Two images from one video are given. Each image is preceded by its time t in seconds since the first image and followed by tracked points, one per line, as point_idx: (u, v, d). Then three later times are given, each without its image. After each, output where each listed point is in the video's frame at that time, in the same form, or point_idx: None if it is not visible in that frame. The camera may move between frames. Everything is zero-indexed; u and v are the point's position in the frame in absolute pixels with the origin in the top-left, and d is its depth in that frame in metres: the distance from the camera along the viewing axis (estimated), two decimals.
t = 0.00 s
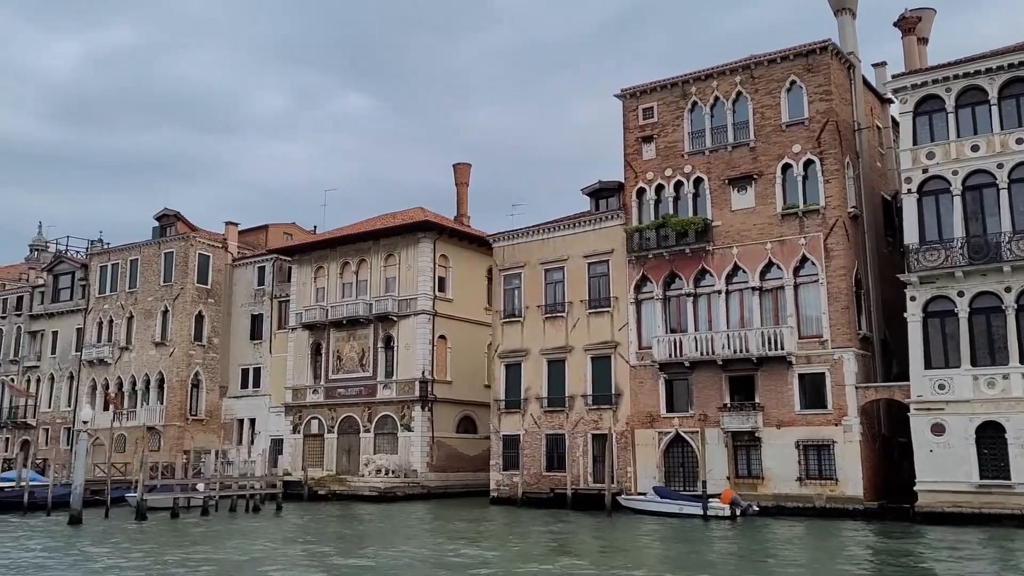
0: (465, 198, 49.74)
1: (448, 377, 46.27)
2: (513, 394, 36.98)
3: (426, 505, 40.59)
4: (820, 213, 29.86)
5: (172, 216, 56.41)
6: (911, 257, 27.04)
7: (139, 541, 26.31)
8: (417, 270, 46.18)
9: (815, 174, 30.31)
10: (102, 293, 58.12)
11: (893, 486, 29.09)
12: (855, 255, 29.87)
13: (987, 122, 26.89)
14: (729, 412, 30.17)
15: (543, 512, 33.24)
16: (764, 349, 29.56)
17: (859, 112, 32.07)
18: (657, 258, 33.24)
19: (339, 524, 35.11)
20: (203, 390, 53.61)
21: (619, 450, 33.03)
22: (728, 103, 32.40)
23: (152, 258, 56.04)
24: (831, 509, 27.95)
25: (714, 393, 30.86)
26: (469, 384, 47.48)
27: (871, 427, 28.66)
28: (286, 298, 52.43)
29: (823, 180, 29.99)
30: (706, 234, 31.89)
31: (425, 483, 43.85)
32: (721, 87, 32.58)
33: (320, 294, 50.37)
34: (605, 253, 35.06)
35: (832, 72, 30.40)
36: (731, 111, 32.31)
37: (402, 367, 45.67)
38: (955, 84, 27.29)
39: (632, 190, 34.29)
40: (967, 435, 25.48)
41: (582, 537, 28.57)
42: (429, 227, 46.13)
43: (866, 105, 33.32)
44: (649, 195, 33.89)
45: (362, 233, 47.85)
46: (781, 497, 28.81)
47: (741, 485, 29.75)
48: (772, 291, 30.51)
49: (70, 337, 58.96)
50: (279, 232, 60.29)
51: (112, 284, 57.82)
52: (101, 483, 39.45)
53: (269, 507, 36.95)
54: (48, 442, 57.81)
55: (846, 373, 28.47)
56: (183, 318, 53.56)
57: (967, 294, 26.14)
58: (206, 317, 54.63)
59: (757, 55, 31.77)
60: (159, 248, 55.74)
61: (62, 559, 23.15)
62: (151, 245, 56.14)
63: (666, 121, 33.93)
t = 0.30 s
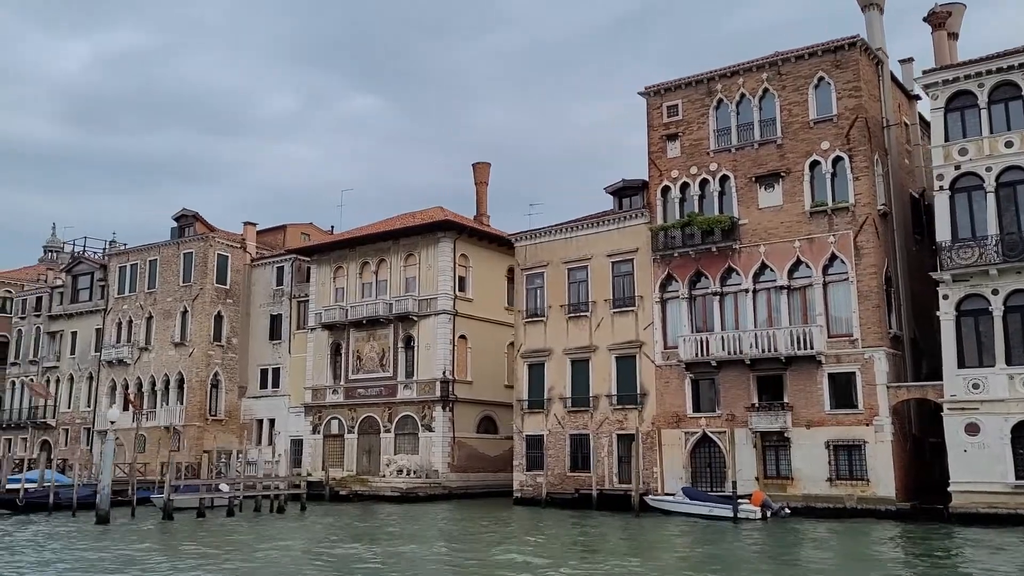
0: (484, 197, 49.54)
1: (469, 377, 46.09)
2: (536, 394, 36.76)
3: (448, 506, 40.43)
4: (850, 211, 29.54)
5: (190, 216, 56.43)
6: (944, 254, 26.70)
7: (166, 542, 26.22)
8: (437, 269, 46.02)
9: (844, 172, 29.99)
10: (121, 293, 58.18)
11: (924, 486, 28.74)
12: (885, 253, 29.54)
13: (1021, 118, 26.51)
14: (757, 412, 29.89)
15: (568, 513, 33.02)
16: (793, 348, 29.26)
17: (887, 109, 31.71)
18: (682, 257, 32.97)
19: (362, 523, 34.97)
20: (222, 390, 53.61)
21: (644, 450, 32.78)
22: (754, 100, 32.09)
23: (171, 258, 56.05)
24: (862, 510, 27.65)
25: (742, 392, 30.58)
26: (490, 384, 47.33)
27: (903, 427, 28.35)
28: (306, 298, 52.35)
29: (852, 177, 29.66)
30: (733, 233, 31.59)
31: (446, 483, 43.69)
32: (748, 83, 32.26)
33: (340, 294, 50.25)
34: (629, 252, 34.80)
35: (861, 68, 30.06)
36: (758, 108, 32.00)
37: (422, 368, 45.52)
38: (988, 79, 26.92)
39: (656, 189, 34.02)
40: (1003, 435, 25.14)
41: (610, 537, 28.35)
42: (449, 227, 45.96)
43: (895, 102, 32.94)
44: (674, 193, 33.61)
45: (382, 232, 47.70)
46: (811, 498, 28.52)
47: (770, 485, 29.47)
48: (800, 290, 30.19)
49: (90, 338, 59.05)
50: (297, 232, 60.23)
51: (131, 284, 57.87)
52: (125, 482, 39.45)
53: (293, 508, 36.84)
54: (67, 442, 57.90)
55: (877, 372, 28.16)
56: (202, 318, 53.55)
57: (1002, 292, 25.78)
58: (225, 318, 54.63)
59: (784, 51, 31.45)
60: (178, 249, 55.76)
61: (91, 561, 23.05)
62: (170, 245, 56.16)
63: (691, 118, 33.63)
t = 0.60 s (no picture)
0: (504, 194, 49.33)
1: (488, 374, 45.90)
2: (559, 392, 36.53)
3: (468, 504, 40.24)
4: (880, 207, 29.20)
5: (208, 213, 56.42)
6: (977, 251, 26.37)
7: (192, 538, 26.11)
8: (457, 266, 45.85)
9: (873, 167, 29.65)
10: (140, 290, 58.22)
11: (955, 485, 28.39)
12: (915, 250, 29.19)
13: None
14: (785, 410, 29.60)
15: (591, 510, 32.81)
16: (822, 346, 28.95)
17: (917, 103, 31.34)
18: (708, 253, 32.69)
19: (385, 520, 34.83)
20: (241, 387, 53.59)
21: (670, 448, 32.53)
22: (781, 95, 31.76)
23: (190, 255, 56.06)
24: (893, 510, 27.35)
25: (769, 390, 30.28)
26: (510, 381, 47.17)
27: (934, 426, 28.01)
28: (324, 295, 52.24)
29: (882, 173, 29.32)
30: (760, 229, 31.29)
31: (466, 481, 43.55)
32: (775, 78, 31.95)
33: (358, 291, 50.11)
34: (654, 249, 34.52)
35: (891, 62, 29.70)
36: (785, 103, 31.68)
37: (442, 365, 45.36)
38: (1022, 74, 26.52)
39: (681, 185, 33.73)
40: None
41: (636, 534, 28.14)
42: (469, 224, 45.77)
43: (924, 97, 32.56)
44: (699, 189, 33.32)
45: (401, 229, 47.56)
46: (840, 497, 28.23)
47: (798, 484, 29.18)
48: (829, 286, 29.87)
49: (108, 334, 59.13)
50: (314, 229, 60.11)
51: (150, 281, 57.91)
52: (146, 478, 39.42)
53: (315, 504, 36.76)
54: (86, 438, 58.01)
55: (907, 370, 27.83)
56: (221, 315, 53.52)
57: None
58: (244, 314, 54.59)
59: (812, 45, 31.12)
60: (197, 245, 55.75)
61: (118, 557, 22.94)
62: (188, 242, 56.17)
63: (717, 114, 33.31)
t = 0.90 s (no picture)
0: (526, 182, 49.06)
1: (511, 363, 45.75)
2: (584, 381, 36.29)
3: (492, 493, 40.13)
4: (914, 194, 28.80)
5: (228, 203, 56.40)
6: (1014, 239, 25.97)
7: (222, 527, 26.05)
8: (479, 255, 45.65)
9: (907, 154, 29.24)
10: (161, 279, 58.28)
11: (988, 475, 28.07)
12: (949, 238, 28.79)
13: None
14: (816, 400, 29.30)
15: (618, 500, 32.65)
16: (854, 335, 28.62)
17: (951, 89, 30.86)
18: (737, 242, 32.35)
19: (411, 508, 34.75)
20: (263, 376, 53.63)
21: (697, 438, 32.29)
22: (812, 81, 31.34)
23: (210, 244, 56.06)
24: (926, 501, 27.08)
25: (799, 379, 29.99)
26: (532, 371, 47.01)
27: (968, 416, 27.67)
28: (345, 284, 52.13)
29: (916, 160, 28.91)
30: (791, 217, 30.93)
31: (490, 470, 43.44)
32: (805, 64, 31.53)
33: (380, 281, 49.93)
34: (681, 237, 34.18)
35: (926, 47, 29.25)
36: (816, 89, 31.26)
37: (465, 354, 45.21)
38: None
39: (709, 173, 33.37)
40: None
41: (665, 523, 27.97)
42: (491, 213, 45.54)
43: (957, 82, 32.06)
44: (728, 177, 32.95)
45: (423, 218, 47.35)
46: (872, 487, 27.96)
47: (830, 474, 28.91)
48: (861, 275, 29.50)
49: (130, 324, 59.25)
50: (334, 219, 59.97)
51: (171, 270, 57.95)
52: (172, 467, 39.48)
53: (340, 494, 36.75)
54: (108, 427, 58.26)
55: (941, 360, 27.49)
56: (242, 304, 53.54)
57: None
58: (265, 304, 54.57)
59: (845, 31, 30.67)
60: (218, 235, 55.72)
61: (151, 546, 22.88)
62: (209, 231, 56.16)
63: (746, 100, 32.91)
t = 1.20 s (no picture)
0: (558, 168, 48.71)
1: (544, 351, 45.51)
2: (620, 369, 35.99)
3: (526, 481, 39.98)
4: (961, 177, 28.20)
5: (260, 191, 56.47)
6: None
7: (263, 513, 26.06)
8: (512, 242, 45.40)
9: (954, 137, 28.62)
10: (193, 267, 58.51)
11: None
12: (998, 222, 28.17)
13: None
14: (860, 387, 28.85)
15: (656, 488, 32.39)
16: (899, 322, 28.12)
17: (999, 70, 30.16)
18: (777, 227, 31.87)
19: (446, 495, 34.66)
20: (295, 363, 53.78)
21: (737, 426, 31.92)
22: (856, 63, 30.75)
23: (242, 232, 56.19)
24: (974, 490, 26.60)
25: (842, 367, 29.55)
26: (565, 358, 46.76)
27: (1017, 404, 27.13)
28: (377, 271, 52.06)
29: (964, 143, 28.30)
30: (834, 202, 30.40)
31: (523, 457, 43.32)
32: (849, 46, 30.95)
33: (411, 268, 49.79)
34: (720, 223, 33.70)
35: (974, 27, 28.59)
36: (860, 71, 30.67)
37: (498, 341, 45.03)
38: None
39: (749, 157, 32.87)
40: None
41: (706, 511, 27.70)
42: (524, 199, 45.25)
43: (1005, 63, 31.32)
44: (768, 161, 32.45)
45: (456, 205, 47.14)
46: (918, 476, 27.52)
47: (874, 463, 28.50)
48: (906, 261, 28.97)
49: (163, 311, 59.58)
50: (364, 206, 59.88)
51: (203, 258, 58.16)
52: (209, 453, 39.70)
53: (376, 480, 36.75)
54: (143, 413, 58.73)
55: (990, 347, 26.94)
56: (274, 291, 53.64)
57: None
58: (296, 291, 54.62)
59: (890, 11, 30.04)
60: (250, 222, 55.83)
61: (194, 531, 22.89)
62: (241, 219, 56.27)
63: (787, 83, 32.36)
